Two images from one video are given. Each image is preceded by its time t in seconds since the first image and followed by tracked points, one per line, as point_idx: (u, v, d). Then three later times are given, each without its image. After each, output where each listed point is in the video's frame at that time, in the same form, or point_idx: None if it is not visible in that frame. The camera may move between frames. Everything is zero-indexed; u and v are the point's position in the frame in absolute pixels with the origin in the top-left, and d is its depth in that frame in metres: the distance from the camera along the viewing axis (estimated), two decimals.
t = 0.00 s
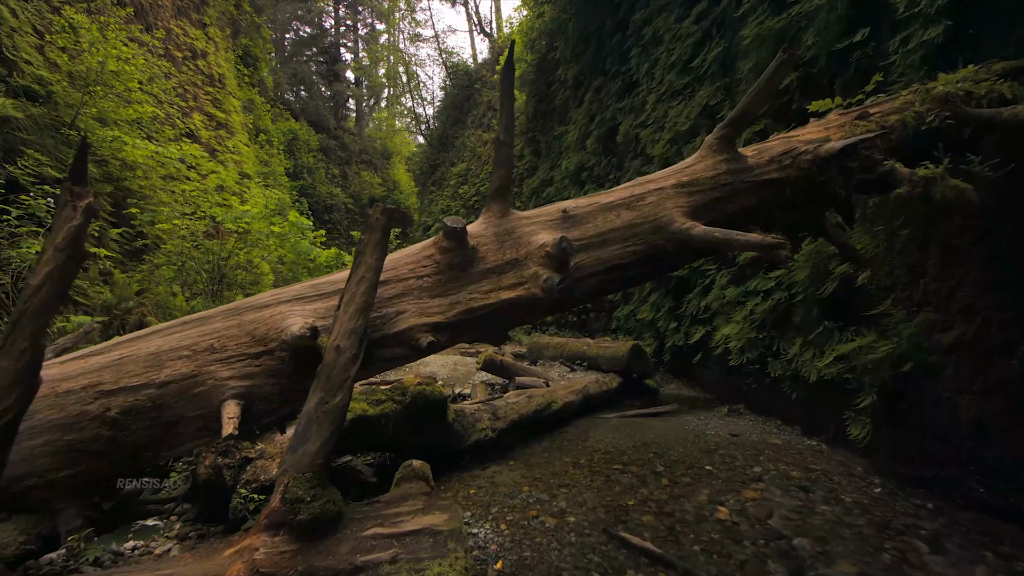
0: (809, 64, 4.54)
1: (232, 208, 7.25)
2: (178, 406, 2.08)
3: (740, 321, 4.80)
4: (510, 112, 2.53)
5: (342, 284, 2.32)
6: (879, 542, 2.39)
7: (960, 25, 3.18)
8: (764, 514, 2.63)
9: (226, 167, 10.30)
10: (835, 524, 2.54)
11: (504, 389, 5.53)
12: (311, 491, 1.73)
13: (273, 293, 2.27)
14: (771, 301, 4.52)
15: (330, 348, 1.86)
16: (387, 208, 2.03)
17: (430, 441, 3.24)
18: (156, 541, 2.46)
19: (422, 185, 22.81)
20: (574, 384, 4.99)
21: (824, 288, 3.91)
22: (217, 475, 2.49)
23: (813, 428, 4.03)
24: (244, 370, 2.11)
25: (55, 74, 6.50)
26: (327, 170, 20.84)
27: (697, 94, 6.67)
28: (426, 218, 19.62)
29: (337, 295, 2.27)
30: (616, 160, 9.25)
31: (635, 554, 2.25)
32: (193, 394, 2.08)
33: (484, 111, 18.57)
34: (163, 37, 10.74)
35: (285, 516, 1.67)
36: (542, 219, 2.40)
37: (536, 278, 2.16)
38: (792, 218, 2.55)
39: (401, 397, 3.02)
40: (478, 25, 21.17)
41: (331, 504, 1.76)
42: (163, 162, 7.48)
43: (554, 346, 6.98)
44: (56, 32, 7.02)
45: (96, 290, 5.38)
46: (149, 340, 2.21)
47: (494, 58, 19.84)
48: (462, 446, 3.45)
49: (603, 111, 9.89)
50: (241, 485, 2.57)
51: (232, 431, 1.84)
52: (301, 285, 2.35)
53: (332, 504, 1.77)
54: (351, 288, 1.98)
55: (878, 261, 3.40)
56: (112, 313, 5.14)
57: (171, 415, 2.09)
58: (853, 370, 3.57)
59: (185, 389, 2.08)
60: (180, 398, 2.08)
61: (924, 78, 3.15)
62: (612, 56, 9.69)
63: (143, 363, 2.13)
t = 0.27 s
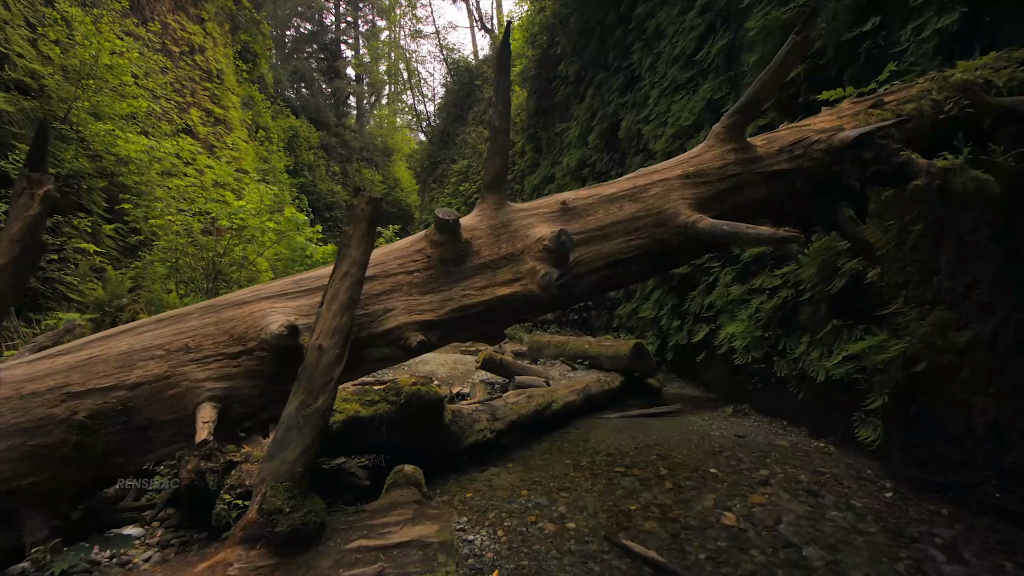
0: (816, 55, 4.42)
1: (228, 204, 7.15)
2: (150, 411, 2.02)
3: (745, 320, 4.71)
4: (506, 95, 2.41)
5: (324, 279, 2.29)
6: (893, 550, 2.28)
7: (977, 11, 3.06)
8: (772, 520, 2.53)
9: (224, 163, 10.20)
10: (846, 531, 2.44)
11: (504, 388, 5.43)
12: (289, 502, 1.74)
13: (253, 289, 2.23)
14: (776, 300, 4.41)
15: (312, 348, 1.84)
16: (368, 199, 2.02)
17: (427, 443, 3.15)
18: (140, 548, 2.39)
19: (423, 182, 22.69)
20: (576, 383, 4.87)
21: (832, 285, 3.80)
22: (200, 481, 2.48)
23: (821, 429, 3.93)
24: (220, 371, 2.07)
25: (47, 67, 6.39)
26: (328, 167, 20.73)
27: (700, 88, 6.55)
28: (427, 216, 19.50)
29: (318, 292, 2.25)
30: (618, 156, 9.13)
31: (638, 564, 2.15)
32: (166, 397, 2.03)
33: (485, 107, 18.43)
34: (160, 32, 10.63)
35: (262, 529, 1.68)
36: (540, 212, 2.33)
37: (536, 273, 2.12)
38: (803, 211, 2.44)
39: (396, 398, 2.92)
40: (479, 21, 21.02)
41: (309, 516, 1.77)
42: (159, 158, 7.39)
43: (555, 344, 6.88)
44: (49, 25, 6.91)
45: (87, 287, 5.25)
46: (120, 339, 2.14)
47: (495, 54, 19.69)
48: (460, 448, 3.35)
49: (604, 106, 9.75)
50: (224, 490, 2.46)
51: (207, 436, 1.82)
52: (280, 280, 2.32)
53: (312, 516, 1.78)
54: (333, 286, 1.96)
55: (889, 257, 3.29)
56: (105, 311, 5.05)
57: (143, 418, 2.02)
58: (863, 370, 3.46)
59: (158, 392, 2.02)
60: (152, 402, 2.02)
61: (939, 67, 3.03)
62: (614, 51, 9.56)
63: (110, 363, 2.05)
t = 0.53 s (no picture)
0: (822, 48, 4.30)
1: (223, 201, 7.05)
2: (119, 414, 1.95)
3: (749, 318, 4.63)
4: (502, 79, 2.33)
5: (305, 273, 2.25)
6: (907, 559, 2.18)
7: None
8: (779, 527, 2.43)
9: (221, 160, 10.10)
10: (858, 538, 2.33)
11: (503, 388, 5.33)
12: (265, 514, 1.73)
13: (231, 286, 2.20)
14: (780, 297, 4.32)
15: (292, 347, 1.83)
16: (353, 185, 2.01)
17: (422, 445, 3.04)
18: (120, 555, 2.29)
19: (423, 181, 22.57)
20: (576, 384, 4.70)
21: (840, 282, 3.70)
22: (180, 485, 2.41)
23: (828, 430, 3.82)
24: (195, 372, 2.02)
25: (38, 60, 6.27)
26: (327, 166, 20.62)
27: (702, 83, 6.44)
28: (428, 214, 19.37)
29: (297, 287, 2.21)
30: (619, 153, 9.02)
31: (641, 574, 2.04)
32: (136, 399, 1.96)
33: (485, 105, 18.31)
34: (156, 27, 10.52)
35: (237, 541, 1.67)
36: (537, 203, 2.30)
37: (534, 267, 2.05)
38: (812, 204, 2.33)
39: (389, 399, 2.82)
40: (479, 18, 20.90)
41: (287, 528, 1.77)
42: (153, 154, 7.29)
43: (555, 343, 6.78)
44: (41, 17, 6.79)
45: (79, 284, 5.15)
46: (89, 337, 2.07)
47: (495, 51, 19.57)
48: (456, 450, 3.25)
49: (605, 103, 9.63)
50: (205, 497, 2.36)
51: (177, 441, 1.75)
52: (258, 277, 2.28)
53: (290, 529, 1.80)
54: (314, 281, 1.95)
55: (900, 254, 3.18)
56: (97, 309, 4.97)
57: (111, 422, 1.96)
58: (872, 370, 3.35)
59: (126, 394, 1.95)
60: (119, 405, 1.95)
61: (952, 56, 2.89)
62: (615, 46, 9.44)
63: (77, 363, 1.98)
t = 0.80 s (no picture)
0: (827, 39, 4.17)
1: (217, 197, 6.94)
2: (86, 420, 1.86)
3: (752, 316, 4.53)
4: (497, 64, 2.24)
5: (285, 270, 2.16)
6: (921, 569, 2.09)
7: None
8: (787, 535, 2.34)
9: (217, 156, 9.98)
10: (869, 547, 2.24)
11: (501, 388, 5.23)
12: (237, 530, 1.59)
13: (208, 282, 2.10)
14: (784, 295, 4.22)
15: (268, 348, 1.72)
16: (334, 173, 1.90)
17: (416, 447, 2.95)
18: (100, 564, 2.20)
19: (422, 179, 22.46)
20: (576, 384, 4.59)
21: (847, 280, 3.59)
22: (160, 493, 2.30)
23: (833, 432, 3.74)
24: (165, 376, 1.91)
25: (29, 52, 6.15)
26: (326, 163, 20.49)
27: (704, 78, 6.33)
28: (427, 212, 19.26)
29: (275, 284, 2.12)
30: (620, 150, 8.91)
31: None
32: (101, 404, 1.86)
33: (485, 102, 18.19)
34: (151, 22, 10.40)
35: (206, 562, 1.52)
36: (536, 194, 2.24)
37: (530, 263, 2.00)
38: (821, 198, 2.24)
39: (381, 400, 2.71)
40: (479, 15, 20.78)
41: (263, 545, 1.64)
42: (147, 149, 7.16)
43: (554, 342, 6.68)
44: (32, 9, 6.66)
45: (68, 281, 5.05)
46: (51, 338, 1.97)
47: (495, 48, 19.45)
48: (452, 453, 3.15)
49: (605, 99, 9.51)
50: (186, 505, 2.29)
51: (144, 451, 1.65)
52: (235, 273, 2.18)
53: (266, 546, 1.66)
54: (293, 278, 1.84)
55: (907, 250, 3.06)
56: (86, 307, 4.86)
57: (77, 430, 1.86)
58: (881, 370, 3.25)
59: (91, 399, 1.86)
60: (84, 411, 1.86)
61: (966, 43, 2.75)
62: (615, 42, 9.33)
63: (41, 366, 1.88)
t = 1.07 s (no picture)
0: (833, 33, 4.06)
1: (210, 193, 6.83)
2: (43, 425, 1.76)
3: (756, 316, 4.43)
4: (490, 52, 2.15)
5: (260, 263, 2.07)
6: None
7: None
8: (795, 543, 2.24)
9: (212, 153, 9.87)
10: (883, 556, 2.14)
11: (499, 389, 5.13)
12: (204, 545, 1.48)
13: (180, 277, 2.01)
14: (789, 294, 4.12)
15: (241, 348, 1.64)
16: (312, 158, 1.78)
17: (409, 449, 2.85)
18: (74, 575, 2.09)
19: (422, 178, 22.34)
20: (575, 385, 4.50)
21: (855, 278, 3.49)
22: (133, 501, 2.18)
23: (837, 434, 3.65)
24: (130, 378, 1.82)
25: (17, 46, 6.02)
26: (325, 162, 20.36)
27: (705, 75, 6.23)
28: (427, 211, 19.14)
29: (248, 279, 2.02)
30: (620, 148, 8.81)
31: None
32: (60, 409, 1.76)
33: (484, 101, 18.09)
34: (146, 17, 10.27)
35: None
36: (532, 183, 2.17)
37: (526, 257, 1.90)
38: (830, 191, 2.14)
39: (373, 403, 2.61)
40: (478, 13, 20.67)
41: (233, 563, 1.51)
42: (139, 146, 7.01)
43: (553, 341, 6.58)
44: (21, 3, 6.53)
45: (57, 279, 4.88)
46: (5, 338, 1.86)
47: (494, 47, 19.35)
48: (447, 457, 3.05)
49: (605, 96, 9.41)
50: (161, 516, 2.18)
51: (103, 460, 1.55)
52: (207, 267, 2.07)
53: (236, 563, 1.52)
54: (268, 272, 1.75)
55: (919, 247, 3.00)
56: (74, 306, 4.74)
57: (34, 435, 1.76)
58: (889, 371, 3.16)
59: (49, 401, 1.76)
60: (42, 416, 1.76)
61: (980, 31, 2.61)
62: (615, 39, 9.23)
63: None
